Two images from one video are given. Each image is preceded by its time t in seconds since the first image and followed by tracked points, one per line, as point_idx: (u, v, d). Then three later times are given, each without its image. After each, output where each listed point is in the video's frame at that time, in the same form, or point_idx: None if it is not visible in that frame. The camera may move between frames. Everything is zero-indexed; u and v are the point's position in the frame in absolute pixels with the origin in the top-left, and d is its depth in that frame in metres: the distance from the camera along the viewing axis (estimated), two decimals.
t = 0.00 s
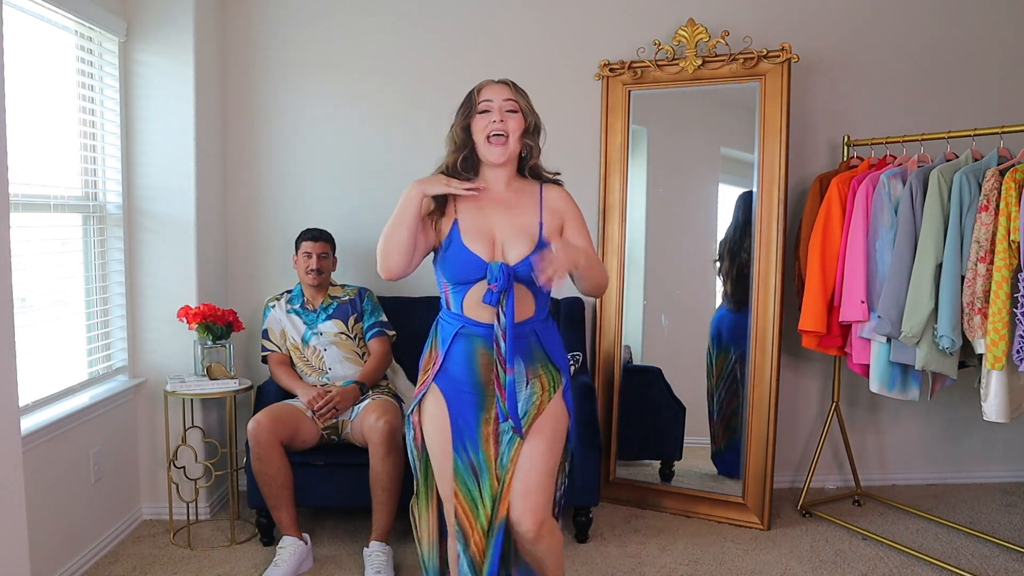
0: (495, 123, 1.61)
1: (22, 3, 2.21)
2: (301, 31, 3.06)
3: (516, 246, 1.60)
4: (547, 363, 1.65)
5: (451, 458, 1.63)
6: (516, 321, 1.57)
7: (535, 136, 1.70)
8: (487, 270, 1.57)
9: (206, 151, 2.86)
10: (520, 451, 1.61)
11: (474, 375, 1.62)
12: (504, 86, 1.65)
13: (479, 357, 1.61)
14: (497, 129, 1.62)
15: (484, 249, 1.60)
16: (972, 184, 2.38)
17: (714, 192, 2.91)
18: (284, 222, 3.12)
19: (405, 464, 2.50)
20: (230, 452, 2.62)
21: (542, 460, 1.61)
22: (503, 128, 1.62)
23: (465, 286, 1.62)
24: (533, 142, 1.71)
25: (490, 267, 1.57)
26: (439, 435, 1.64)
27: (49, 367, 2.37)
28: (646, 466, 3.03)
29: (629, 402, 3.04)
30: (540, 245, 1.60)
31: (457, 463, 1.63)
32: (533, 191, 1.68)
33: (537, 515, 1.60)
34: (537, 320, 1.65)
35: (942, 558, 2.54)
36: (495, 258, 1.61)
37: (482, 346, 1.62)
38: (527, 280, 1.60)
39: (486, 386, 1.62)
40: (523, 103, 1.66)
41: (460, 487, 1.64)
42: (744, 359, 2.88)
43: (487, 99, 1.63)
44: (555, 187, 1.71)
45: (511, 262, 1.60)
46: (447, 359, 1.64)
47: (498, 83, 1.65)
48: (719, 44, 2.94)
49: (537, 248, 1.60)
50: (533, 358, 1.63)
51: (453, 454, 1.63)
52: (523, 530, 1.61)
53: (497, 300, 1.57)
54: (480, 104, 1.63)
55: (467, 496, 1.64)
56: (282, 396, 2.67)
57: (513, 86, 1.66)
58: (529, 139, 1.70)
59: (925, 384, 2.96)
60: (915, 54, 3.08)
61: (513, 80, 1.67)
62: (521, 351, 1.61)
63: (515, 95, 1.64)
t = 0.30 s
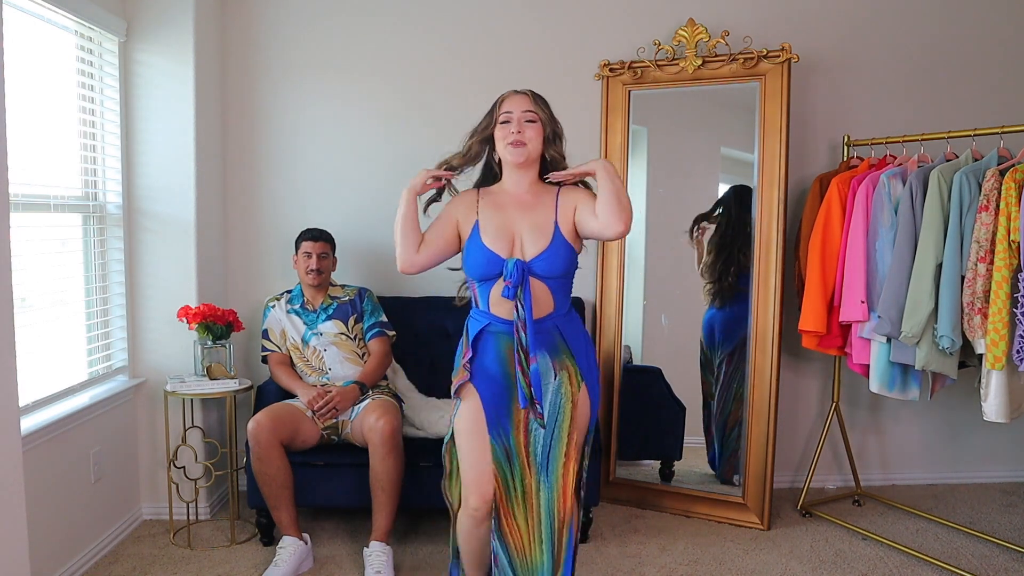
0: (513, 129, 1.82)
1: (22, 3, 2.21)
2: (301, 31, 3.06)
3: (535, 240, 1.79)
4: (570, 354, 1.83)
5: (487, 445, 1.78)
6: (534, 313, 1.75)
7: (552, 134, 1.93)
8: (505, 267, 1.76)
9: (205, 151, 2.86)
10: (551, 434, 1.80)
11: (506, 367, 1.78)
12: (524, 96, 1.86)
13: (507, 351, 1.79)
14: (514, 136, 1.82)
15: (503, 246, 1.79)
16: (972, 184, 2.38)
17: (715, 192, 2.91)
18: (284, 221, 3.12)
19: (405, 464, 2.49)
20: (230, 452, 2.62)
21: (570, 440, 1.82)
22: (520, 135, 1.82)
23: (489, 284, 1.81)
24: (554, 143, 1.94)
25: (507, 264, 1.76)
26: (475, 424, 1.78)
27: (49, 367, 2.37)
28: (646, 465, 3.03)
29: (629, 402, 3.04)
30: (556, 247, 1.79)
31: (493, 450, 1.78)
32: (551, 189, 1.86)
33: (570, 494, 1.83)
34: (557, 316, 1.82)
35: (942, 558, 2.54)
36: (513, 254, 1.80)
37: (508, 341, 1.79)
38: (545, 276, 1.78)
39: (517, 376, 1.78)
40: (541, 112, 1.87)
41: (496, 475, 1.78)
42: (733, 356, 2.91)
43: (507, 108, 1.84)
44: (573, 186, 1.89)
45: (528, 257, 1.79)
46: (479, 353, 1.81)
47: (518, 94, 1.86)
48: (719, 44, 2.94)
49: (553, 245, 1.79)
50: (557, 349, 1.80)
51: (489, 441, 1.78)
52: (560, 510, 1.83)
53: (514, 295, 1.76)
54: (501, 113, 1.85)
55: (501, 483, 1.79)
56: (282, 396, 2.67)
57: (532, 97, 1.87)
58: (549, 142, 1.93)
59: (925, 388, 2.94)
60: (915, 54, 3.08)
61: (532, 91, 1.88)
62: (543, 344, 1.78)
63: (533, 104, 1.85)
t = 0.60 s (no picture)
0: (517, 140, 1.90)
1: (22, 3, 2.20)
2: (301, 31, 3.06)
3: (540, 237, 1.88)
4: (568, 347, 1.94)
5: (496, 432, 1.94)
6: (539, 299, 1.86)
7: (553, 140, 2.01)
8: (512, 254, 1.87)
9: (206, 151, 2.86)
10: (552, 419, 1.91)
11: (507, 359, 1.91)
12: (524, 106, 1.93)
13: (509, 342, 1.92)
14: (518, 146, 1.90)
15: (509, 241, 1.88)
16: (972, 184, 2.38)
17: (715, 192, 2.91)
18: (284, 221, 3.12)
19: (405, 464, 2.49)
20: (230, 452, 2.62)
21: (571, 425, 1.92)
22: (524, 145, 1.89)
23: (495, 276, 1.91)
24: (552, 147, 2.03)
25: (515, 252, 1.86)
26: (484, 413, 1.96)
27: (48, 367, 2.36)
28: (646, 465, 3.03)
29: (629, 402, 3.04)
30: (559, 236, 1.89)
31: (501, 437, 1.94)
32: (555, 191, 1.94)
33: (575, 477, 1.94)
34: (558, 308, 1.93)
35: (942, 558, 2.54)
36: (519, 246, 1.89)
37: (511, 328, 1.92)
38: (549, 266, 1.88)
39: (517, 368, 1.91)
40: (542, 121, 1.94)
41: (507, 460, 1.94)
42: (719, 359, 2.93)
43: (510, 119, 1.92)
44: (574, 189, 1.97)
45: (534, 248, 1.88)
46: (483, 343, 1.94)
47: (519, 104, 1.93)
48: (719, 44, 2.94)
49: (557, 239, 1.88)
50: (556, 341, 1.92)
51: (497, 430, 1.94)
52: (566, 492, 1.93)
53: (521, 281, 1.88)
54: (505, 123, 1.92)
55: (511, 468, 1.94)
56: (282, 396, 2.67)
57: (533, 106, 1.94)
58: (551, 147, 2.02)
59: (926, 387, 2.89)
60: (916, 54, 3.08)
61: (532, 101, 1.95)
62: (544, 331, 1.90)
63: (534, 114, 1.93)
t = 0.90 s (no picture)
0: (516, 154, 1.90)
1: (22, 3, 2.21)
2: (302, 31, 3.06)
3: (539, 245, 1.88)
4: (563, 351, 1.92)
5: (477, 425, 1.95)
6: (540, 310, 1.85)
7: (551, 153, 2.00)
8: (515, 267, 1.86)
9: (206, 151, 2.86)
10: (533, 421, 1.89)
11: (498, 359, 1.90)
12: (523, 118, 1.92)
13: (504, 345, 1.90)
14: (517, 160, 1.90)
15: (510, 250, 1.88)
16: (972, 184, 2.38)
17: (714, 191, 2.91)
18: (285, 221, 3.12)
19: (405, 464, 2.49)
20: (230, 452, 2.62)
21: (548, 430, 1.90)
22: (523, 160, 1.90)
23: (495, 283, 1.90)
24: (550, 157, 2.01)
25: (517, 264, 1.86)
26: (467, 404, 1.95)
27: (48, 367, 2.36)
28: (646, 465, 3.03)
29: (629, 402, 3.04)
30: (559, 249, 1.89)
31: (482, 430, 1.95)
32: (552, 200, 1.95)
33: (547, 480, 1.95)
34: (556, 315, 1.93)
35: (942, 558, 2.54)
36: (520, 256, 1.89)
37: (508, 334, 1.90)
38: (550, 274, 1.89)
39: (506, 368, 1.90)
40: (540, 132, 1.93)
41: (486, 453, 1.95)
42: (707, 361, 2.94)
43: (509, 132, 1.91)
44: (571, 195, 1.99)
45: (535, 258, 1.88)
46: (478, 343, 1.93)
47: (518, 116, 1.92)
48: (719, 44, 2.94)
49: (557, 248, 1.89)
50: (552, 347, 1.91)
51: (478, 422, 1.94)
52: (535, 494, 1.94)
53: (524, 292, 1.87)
54: (503, 136, 1.92)
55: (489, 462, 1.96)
56: (282, 396, 2.67)
57: (531, 118, 1.93)
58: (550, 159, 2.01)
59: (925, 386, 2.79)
60: (916, 53, 3.08)
61: (531, 112, 1.94)
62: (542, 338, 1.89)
63: (533, 127, 1.92)
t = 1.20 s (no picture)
0: (511, 152, 1.85)
1: (22, 3, 2.20)
2: (301, 30, 3.06)
3: (529, 250, 1.84)
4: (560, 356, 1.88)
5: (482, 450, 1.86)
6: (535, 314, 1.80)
7: (546, 152, 1.96)
8: (504, 271, 1.80)
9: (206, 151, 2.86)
10: (541, 438, 1.83)
11: (496, 375, 1.83)
12: (520, 115, 1.87)
13: (497, 359, 1.83)
14: (512, 159, 1.85)
15: (498, 252, 1.82)
16: (972, 184, 2.38)
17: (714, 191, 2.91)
18: (284, 221, 3.12)
19: (405, 464, 2.49)
20: (230, 452, 2.62)
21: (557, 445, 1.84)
22: (518, 159, 1.85)
23: (481, 289, 1.83)
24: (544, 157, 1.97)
25: (506, 268, 1.80)
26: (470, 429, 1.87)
27: (48, 367, 2.36)
28: (646, 465, 3.03)
29: (629, 402, 3.04)
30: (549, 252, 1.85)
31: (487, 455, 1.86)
32: (543, 205, 1.92)
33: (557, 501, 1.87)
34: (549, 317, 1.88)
35: (942, 558, 2.54)
36: (508, 260, 1.83)
37: (500, 347, 1.83)
38: (541, 280, 1.84)
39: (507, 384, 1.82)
40: (536, 131, 1.89)
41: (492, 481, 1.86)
42: (735, 355, 2.91)
43: (504, 129, 1.86)
44: (560, 203, 1.96)
45: (525, 263, 1.83)
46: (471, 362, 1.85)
47: (515, 112, 1.86)
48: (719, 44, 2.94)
49: (548, 253, 1.85)
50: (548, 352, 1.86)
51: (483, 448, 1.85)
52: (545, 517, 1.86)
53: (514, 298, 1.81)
54: (498, 133, 1.86)
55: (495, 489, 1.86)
56: (282, 396, 2.67)
57: (528, 115, 1.88)
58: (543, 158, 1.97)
59: (926, 386, 2.76)
60: (916, 54, 3.08)
61: (528, 108, 1.88)
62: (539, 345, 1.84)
63: (529, 124, 1.87)
